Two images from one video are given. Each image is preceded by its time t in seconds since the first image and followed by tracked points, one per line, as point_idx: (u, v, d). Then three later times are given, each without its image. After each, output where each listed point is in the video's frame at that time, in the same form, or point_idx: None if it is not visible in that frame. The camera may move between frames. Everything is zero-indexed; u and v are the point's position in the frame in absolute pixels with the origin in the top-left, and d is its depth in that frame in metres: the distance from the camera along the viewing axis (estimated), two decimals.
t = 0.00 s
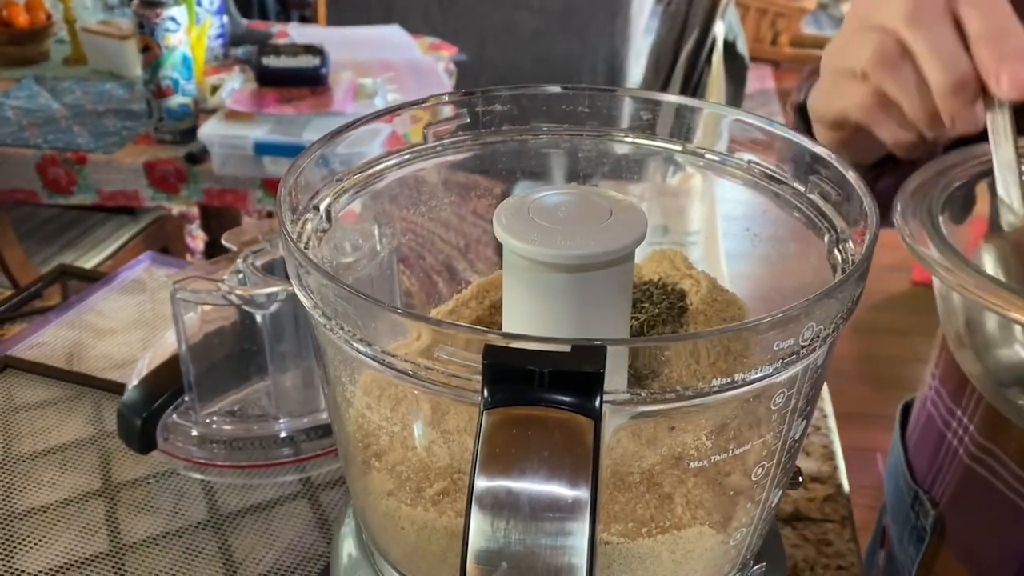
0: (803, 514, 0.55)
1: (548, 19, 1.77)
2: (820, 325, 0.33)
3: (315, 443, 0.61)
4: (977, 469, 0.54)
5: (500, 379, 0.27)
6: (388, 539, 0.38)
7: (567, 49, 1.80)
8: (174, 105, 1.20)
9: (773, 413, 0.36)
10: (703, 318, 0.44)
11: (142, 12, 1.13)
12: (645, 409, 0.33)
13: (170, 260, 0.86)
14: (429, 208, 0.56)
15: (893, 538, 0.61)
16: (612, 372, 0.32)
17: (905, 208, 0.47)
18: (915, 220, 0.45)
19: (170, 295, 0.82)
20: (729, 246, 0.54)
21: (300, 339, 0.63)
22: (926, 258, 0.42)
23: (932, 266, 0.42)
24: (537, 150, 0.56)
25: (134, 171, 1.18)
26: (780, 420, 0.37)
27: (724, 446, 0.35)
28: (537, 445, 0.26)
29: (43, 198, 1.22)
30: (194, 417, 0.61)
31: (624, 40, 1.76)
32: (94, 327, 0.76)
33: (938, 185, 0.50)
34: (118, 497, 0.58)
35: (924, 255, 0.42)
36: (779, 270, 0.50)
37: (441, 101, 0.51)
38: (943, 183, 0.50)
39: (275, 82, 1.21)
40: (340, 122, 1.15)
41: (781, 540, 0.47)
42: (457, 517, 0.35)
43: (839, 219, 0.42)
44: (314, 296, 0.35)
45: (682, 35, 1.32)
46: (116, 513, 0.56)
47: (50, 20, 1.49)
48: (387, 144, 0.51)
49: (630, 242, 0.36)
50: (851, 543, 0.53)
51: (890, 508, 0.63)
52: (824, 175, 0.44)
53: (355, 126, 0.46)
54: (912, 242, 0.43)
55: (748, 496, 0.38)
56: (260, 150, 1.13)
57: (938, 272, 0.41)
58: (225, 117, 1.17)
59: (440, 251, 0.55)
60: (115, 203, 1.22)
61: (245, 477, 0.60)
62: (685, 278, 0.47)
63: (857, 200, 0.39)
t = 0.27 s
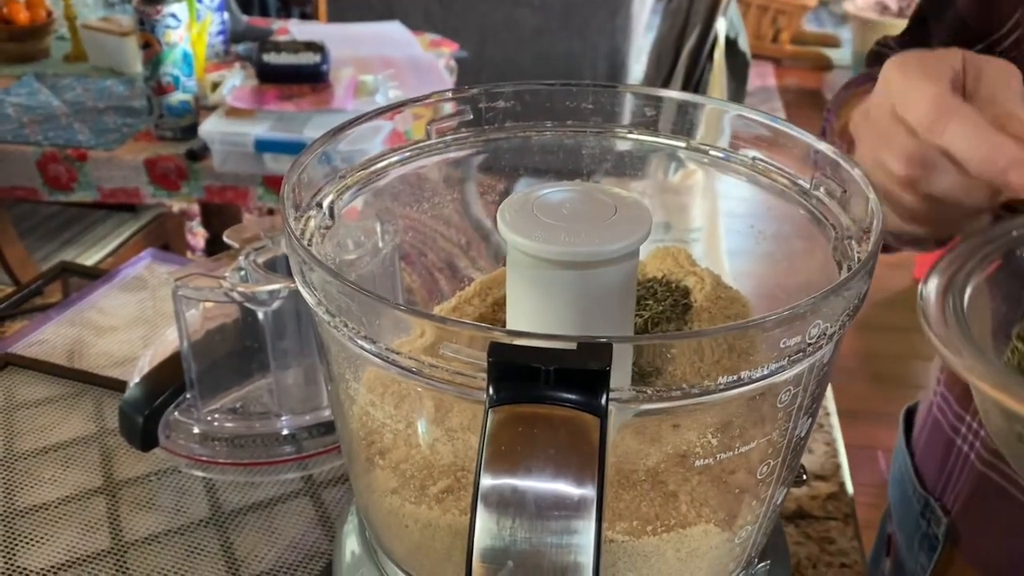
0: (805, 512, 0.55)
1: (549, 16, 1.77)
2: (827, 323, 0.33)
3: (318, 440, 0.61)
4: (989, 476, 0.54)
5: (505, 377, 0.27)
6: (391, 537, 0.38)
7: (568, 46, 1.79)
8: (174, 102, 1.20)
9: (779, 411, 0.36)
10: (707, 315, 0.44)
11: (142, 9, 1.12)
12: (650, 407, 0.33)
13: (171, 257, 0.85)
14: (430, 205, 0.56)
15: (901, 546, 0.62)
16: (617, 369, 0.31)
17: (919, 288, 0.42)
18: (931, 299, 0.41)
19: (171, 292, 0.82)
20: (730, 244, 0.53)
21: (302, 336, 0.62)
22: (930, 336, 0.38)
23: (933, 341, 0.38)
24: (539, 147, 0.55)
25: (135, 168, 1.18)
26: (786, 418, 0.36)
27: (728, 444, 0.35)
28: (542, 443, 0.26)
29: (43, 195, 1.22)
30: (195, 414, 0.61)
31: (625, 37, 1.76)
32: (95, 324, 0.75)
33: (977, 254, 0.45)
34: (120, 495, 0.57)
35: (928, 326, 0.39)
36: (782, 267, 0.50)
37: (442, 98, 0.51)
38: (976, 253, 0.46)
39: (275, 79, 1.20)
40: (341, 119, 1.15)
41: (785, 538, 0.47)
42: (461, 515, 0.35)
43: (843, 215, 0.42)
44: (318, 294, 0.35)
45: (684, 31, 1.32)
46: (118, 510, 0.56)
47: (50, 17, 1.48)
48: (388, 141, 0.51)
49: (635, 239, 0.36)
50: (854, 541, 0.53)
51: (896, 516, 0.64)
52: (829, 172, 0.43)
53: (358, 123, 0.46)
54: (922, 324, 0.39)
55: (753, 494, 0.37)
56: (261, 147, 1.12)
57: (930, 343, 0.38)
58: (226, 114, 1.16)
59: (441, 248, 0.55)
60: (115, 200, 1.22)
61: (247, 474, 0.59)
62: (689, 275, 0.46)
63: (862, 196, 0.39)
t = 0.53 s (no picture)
0: (810, 509, 0.55)
1: (550, 14, 1.77)
2: (836, 320, 0.33)
3: (322, 438, 0.61)
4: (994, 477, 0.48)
5: (516, 375, 0.27)
6: (398, 534, 0.38)
7: (569, 44, 1.79)
8: (176, 99, 1.19)
9: (789, 410, 0.36)
10: (713, 313, 0.44)
11: (143, 5, 1.12)
12: (659, 405, 0.33)
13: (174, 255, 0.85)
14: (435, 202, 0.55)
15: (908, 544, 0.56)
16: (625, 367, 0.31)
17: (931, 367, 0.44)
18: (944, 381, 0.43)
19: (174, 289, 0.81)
20: (734, 243, 0.53)
21: (307, 333, 0.62)
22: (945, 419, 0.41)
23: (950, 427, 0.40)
24: (545, 144, 0.55)
25: (137, 166, 1.18)
26: (796, 416, 0.36)
27: (738, 442, 0.35)
28: (553, 441, 0.26)
29: (45, 193, 1.22)
30: (199, 412, 0.61)
31: (626, 34, 1.75)
32: (98, 322, 0.75)
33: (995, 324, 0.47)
34: (124, 492, 0.57)
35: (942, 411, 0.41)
36: (789, 266, 0.50)
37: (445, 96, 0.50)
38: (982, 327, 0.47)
39: (277, 76, 1.20)
40: (343, 116, 1.15)
41: (791, 536, 0.47)
42: (469, 513, 0.35)
43: (851, 212, 0.42)
44: (325, 292, 0.35)
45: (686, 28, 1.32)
46: (122, 508, 0.56)
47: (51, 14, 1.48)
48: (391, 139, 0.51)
49: (643, 236, 0.36)
50: (859, 538, 0.53)
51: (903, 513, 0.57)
52: (837, 169, 0.43)
53: (365, 120, 0.46)
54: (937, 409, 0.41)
55: (762, 492, 0.37)
56: (263, 144, 1.12)
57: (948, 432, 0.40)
58: (227, 111, 1.16)
59: (445, 245, 0.55)
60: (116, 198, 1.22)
61: (251, 472, 0.59)
62: (696, 273, 0.46)
63: (871, 194, 0.39)
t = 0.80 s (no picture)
0: (810, 507, 0.55)
1: (551, 12, 1.77)
2: (836, 319, 0.33)
3: (322, 436, 0.61)
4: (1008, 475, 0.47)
5: (516, 374, 0.27)
6: (398, 533, 0.38)
7: (569, 42, 1.78)
8: (176, 97, 1.19)
9: (789, 408, 0.36)
10: (713, 312, 0.44)
11: (143, 3, 1.12)
12: (659, 404, 0.33)
13: (174, 253, 0.85)
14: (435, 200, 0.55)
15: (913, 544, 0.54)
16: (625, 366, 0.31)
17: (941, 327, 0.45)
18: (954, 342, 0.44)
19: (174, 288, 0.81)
20: (734, 241, 0.53)
21: (307, 330, 0.62)
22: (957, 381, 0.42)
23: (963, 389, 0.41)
24: (545, 142, 0.55)
25: (137, 163, 1.17)
26: (796, 415, 0.36)
27: (738, 441, 0.35)
28: (553, 440, 0.26)
29: (45, 191, 1.22)
30: (199, 411, 0.61)
31: (627, 31, 1.75)
32: (98, 320, 0.75)
33: (1003, 289, 0.47)
34: (125, 491, 0.57)
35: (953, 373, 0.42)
36: (789, 265, 0.50)
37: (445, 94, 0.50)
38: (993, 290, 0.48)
39: (276, 74, 1.20)
40: (343, 114, 1.15)
41: (791, 534, 0.47)
42: (469, 511, 0.35)
43: (852, 212, 0.42)
44: (326, 290, 0.35)
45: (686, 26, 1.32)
46: (122, 506, 0.56)
47: (51, 12, 1.48)
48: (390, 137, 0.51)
49: (643, 235, 0.36)
50: (859, 536, 0.53)
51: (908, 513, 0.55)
52: (837, 168, 0.43)
53: (365, 119, 0.46)
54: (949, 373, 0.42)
55: (762, 491, 0.37)
56: (263, 142, 1.12)
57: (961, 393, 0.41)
58: (227, 109, 1.16)
59: (445, 243, 0.55)
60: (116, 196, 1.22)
61: (252, 471, 0.59)
62: (696, 272, 0.46)
63: (872, 192, 0.39)
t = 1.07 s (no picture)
0: (810, 505, 0.55)
1: (551, 10, 1.77)
2: (837, 318, 0.33)
3: (323, 435, 0.61)
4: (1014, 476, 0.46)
5: (517, 372, 0.27)
6: (399, 532, 0.38)
7: (570, 40, 1.78)
8: (176, 95, 1.19)
9: (790, 407, 0.36)
10: (714, 310, 0.44)
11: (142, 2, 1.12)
12: (659, 403, 0.33)
13: (174, 251, 0.85)
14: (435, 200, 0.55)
15: (919, 544, 0.53)
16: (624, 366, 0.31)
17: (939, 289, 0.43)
18: (953, 304, 0.41)
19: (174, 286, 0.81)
20: (734, 238, 0.53)
21: (308, 328, 0.62)
22: (955, 344, 0.39)
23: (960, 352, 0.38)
24: (545, 140, 0.55)
25: (137, 162, 1.17)
26: (796, 414, 0.36)
27: (738, 440, 0.35)
28: (553, 439, 0.26)
29: (45, 189, 1.22)
30: (201, 409, 0.61)
31: (627, 29, 1.74)
32: (99, 319, 0.75)
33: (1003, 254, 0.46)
34: (126, 489, 0.57)
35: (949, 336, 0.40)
36: (789, 262, 0.50)
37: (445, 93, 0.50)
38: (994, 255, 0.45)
39: (277, 72, 1.19)
40: (343, 112, 1.14)
41: (792, 533, 0.47)
42: (470, 510, 0.35)
43: (853, 210, 0.42)
44: (326, 289, 0.35)
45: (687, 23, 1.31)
46: (123, 505, 0.56)
47: (51, 10, 1.48)
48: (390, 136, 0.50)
49: (643, 233, 0.36)
50: (860, 535, 0.53)
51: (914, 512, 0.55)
52: (837, 166, 0.43)
53: (365, 118, 0.46)
54: (947, 335, 0.40)
55: (763, 490, 0.37)
56: (264, 141, 1.12)
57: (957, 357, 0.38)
58: (227, 108, 1.16)
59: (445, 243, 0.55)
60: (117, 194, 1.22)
61: (253, 469, 0.59)
62: (697, 270, 0.46)
63: (873, 191, 0.39)
